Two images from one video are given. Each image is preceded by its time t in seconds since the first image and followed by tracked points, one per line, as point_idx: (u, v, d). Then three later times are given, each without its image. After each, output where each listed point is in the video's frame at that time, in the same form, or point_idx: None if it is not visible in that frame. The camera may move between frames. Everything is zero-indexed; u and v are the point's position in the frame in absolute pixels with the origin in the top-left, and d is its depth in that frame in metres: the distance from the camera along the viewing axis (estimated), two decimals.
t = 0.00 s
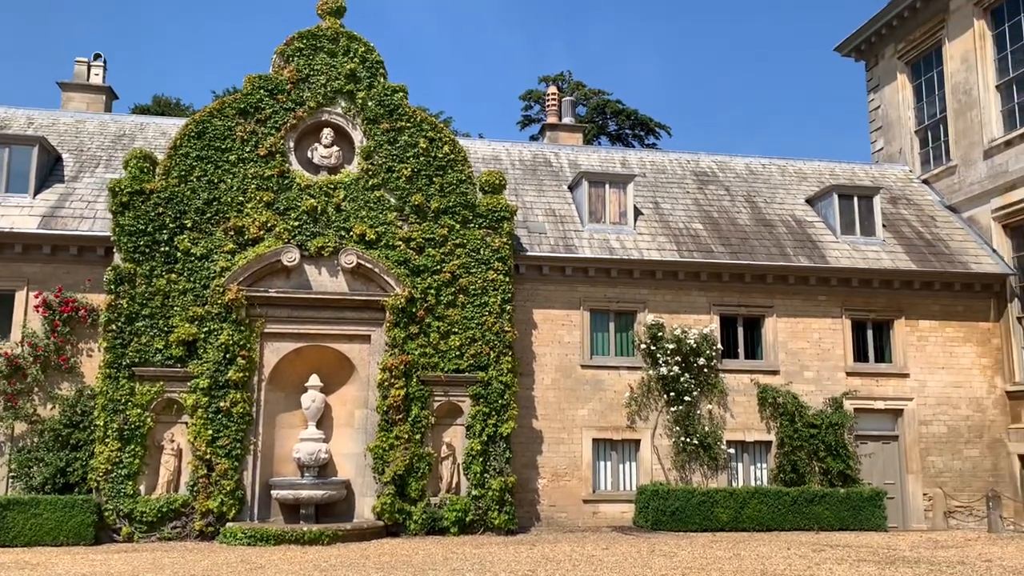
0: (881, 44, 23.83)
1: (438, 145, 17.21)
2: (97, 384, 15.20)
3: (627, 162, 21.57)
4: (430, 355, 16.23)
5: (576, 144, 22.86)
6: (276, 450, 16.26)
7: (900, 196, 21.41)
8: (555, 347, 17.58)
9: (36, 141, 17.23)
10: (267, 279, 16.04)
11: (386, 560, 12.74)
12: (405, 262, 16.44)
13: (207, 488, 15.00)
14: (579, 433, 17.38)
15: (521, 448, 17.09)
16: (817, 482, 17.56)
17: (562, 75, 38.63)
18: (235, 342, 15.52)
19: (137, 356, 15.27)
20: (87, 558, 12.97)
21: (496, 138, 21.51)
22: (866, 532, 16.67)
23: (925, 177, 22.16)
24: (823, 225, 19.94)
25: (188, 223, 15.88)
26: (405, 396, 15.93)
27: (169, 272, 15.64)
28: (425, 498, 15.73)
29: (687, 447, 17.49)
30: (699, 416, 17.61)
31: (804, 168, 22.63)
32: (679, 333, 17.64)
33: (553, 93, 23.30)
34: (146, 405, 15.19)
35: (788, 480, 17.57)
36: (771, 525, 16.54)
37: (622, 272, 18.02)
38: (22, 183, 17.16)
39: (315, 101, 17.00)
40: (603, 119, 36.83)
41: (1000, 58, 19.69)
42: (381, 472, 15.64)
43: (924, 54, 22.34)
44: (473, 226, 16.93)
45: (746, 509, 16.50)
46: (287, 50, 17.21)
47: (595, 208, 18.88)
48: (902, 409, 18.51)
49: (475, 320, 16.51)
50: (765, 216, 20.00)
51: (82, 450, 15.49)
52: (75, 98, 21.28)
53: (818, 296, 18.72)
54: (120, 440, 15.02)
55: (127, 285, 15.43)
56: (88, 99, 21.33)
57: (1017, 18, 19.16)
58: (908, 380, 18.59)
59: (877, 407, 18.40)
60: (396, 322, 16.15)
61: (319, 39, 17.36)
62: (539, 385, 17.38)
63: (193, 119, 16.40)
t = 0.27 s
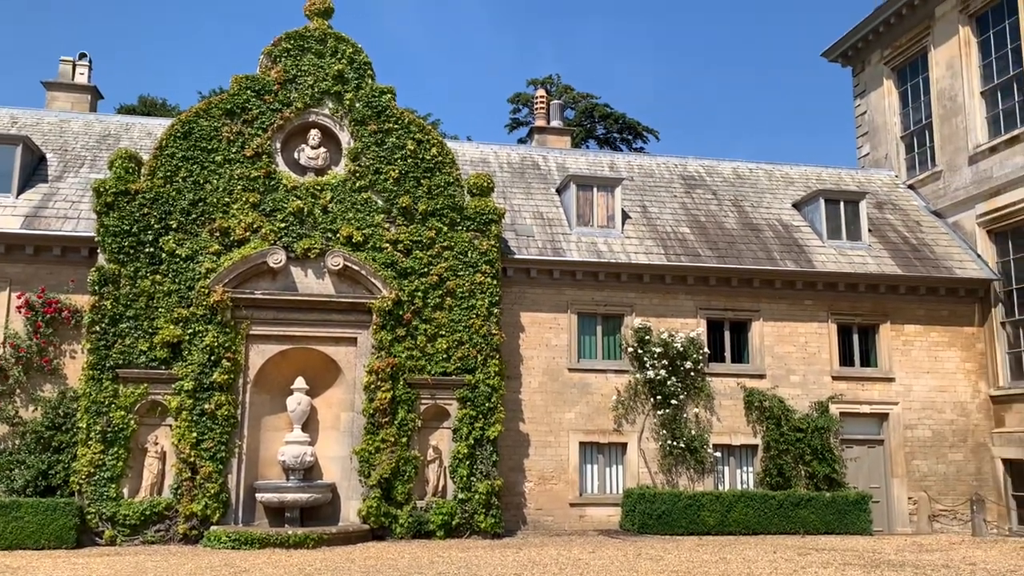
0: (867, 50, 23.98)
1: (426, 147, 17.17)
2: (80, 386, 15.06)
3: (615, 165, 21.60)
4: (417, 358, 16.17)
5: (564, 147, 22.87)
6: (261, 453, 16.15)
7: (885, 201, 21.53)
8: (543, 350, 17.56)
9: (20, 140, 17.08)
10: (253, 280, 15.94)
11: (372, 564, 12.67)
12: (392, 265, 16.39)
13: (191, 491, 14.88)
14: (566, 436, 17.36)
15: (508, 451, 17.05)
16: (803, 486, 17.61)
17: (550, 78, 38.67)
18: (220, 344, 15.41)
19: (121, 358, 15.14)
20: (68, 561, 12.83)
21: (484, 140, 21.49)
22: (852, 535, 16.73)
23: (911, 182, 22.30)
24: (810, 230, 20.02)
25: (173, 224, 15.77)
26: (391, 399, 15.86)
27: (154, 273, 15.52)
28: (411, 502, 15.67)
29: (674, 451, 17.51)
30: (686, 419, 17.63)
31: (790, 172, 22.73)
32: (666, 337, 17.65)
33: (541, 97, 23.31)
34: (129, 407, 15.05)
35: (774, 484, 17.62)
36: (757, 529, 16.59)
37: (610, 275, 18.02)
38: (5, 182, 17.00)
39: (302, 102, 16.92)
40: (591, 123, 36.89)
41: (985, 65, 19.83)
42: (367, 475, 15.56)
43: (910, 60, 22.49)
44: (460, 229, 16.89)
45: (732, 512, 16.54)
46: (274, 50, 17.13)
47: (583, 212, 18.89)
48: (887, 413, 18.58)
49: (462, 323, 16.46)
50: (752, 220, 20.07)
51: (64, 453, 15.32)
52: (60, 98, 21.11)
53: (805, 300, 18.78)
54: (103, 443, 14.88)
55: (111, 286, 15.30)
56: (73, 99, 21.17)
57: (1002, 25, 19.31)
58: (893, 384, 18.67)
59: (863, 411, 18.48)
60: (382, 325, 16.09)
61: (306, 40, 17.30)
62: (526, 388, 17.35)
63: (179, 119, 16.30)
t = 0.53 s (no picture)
0: (849, 54, 24.17)
1: (412, 149, 17.14)
2: (61, 389, 14.92)
3: (600, 167, 21.65)
4: (403, 360, 16.14)
5: (549, 149, 22.91)
6: (245, 456, 16.06)
7: (868, 203, 21.71)
8: (528, 351, 17.57)
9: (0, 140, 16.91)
10: (237, 282, 15.86)
11: (358, 566, 12.62)
12: (377, 266, 16.35)
13: (174, 494, 14.78)
14: (552, 438, 17.37)
15: (493, 453, 17.04)
16: (787, 486, 17.71)
17: (535, 80, 38.72)
18: (203, 346, 15.32)
19: (103, 360, 15.01)
20: (50, 566, 12.70)
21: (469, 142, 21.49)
22: (835, 535, 16.85)
23: (893, 185, 22.50)
24: (793, 232, 20.15)
25: (157, 225, 15.67)
26: (376, 401, 15.82)
27: (137, 275, 15.41)
28: (396, 504, 15.63)
29: (659, 452, 17.57)
30: (671, 420, 17.69)
31: (773, 175, 22.87)
32: (651, 338, 17.71)
33: (527, 99, 23.34)
34: (112, 410, 14.93)
35: (758, 484, 17.71)
36: (741, 529, 16.68)
37: (595, 277, 18.06)
38: None
39: (286, 103, 16.86)
40: (576, 125, 36.97)
41: (965, 68, 20.04)
42: (352, 477, 15.51)
43: (892, 63, 22.69)
44: (446, 230, 16.87)
45: (717, 513, 16.62)
46: (258, 51, 17.06)
47: (569, 214, 18.92)
48: (870, 414, 18.73)
49: (448, 324, 16.44)
50: (736, 222, 20.17)
51: (45, 456, 15.15)
52: (41, 98, 20.93)
53: (788, 301, 18.89)
54: (85, 446, 14.74)
55: (93, 288, 15.18)
56: (54, 99, 20.99)
57: (982, 30, 19.53)
58: (876, 385, 18.82)
59: (846, 411, 18.61)
60: (368, 326, 16.05)
61: (291, 41, 17.23)
62: (512, 390, 17.35)
63: (163, 120, 16.19)
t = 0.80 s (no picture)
0: (830, 58, 24.37)
1: (396, 150, 17.10)
2: (41, 392, 14.76)
3: (584, 169, 21.70)
4: (387, 362, 16.09)
5: (533, 151, 22.94)
6: (227, 459, 15.95)
7: (849, 206, 21.89)
8: (513, 353, 17.57)
9: None
10: (219, 283, 15.75)
11: (342, 569, 12.57)
12: (361, 268, 16.30)
13: (156, 497, 14.66)
14: (536, 440, 17.38)
15: (478, 455, 17.02)
16: (769, 487, 17.82)
17: (518, 82, 38.76)
18: (185, 348, 15.21)
19: (84, 362, 14.87)
20: (29, 571, 12.55)
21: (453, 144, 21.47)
22: (817, 536, 16.97)
23: (874, 188, 22.70)
24: (775, 234, 20.28)
25: (138, 227, 15.54)
26: (360, 404, 15.76)
27: (118, 277, 15.28)
28: (380, 507, 15.58)
29: (642, 453, 17.63)
30: (654, 422, 17.75)
31: (756, 178, 23.02)
32: (635, 340, 17.76)
33: (511, 101, 23.36)
34: (92, 413, 14.78)
35: (741, 486, 17.80)
36: (724, 530, 16.77)
37: (579, 279, 18.10)
38: None
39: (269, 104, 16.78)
40: (559, 127, 37.04)
41: (945, 73, 20.26)
42: (336, 480, 15.45)
43: (872, 67, 22.90)
44: (430, 232, 16.84)
45: (700, 514, 16.70)
46: (241, 52, 16.96)
47: (553, 216, 18.94)
48: (851, 415, 18.88)
49: (432, 326, 16.41)
50: (719, 225, 20.28)
51: (24, 460, 14.97)
52: (20, 98, 20.71)
53: (770, 303, 19.01)
54: (64, 449, 14.58)
55: (74, 289, 15.03)
56: (33, 99, 20.78)
57: (961, 35, 19.75)
58: (857, 387, 18.97)
59: (827, 413, 18.75)
60: (351, 328, 16.00)
61: (274, 41, 17.15)
62: (496, 392, 17.35)
63: (144, 120, 16.07)
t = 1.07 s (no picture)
0: (808, 63, 24.62)
1: (376, 151, 17.05)
2: (14, 393, 14.55)
3: (564, 172, 21.75)
4: (366, 363, 16.02)
5: (514, 153, 22.95)
6: (204, 461, 15.82)
7: (826, 210, 22.13)
8: (493, 355, 17.57)
9: None
10: (196, 284, 15.61)
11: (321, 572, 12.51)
12: (340, 269, 16.23)
13: (131, 500, 14.50)
14: (515, 442, 17.39)
15: (457, 457, 17.00)
16: (746, 489, 17.95)
17: (499, 84, 38.77)
18: (162, 349, 15.06)
19: (58, 363, 14.69)
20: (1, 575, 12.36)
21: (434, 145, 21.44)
22: (794, 537, 17.12)
23: (850, 193, 22.95)
24: (753, 238, 20.44)
25: (114, 226, 15.37)
26: (339, 405, 15.70)
27: (94, 277, 15.10)
28: (358, 509, 15.51)
29: (621, 455, 17.69)
30: (633, 424, 17.83)
31: (734, 181, 23.19)
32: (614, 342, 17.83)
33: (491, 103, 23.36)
34: (67, 414, 14.60)
35: (718, 487, 17.92)
36: (703, 532, 16.87)
37: (559, 281, 18.13)
38: None
39: (249, 103, 16.67)
40: (539, 130, 37.09)
41: (920, 79, 20.53)
42: (314, 482, 15.37)
43: (849, 73, 23.16)
44: (410, 233, 16.80)
45: (678, 516, 16.79)
46: (221, 51, 16.84)
47: (533, 218, 18.96)
48: (827, 417, 19.07)
49: (411, 328, 16.37)
50: (698, 228, 20.41)
51: None
52: None
53: (748, 306, 19.15)
54: (38, 451, 14.38)
55: (48, 289, 14.85)
56: (7, 96, 20.50)
57: (936, 42, 20.03)
58: (833, 389, 19.17)
59: (804, 415, 18.93)
60: (330, 330, 15.92)
61: (254, 40, 17.04)
62: (476, 394, 17.34)
63: (121, 119, 15.92)
